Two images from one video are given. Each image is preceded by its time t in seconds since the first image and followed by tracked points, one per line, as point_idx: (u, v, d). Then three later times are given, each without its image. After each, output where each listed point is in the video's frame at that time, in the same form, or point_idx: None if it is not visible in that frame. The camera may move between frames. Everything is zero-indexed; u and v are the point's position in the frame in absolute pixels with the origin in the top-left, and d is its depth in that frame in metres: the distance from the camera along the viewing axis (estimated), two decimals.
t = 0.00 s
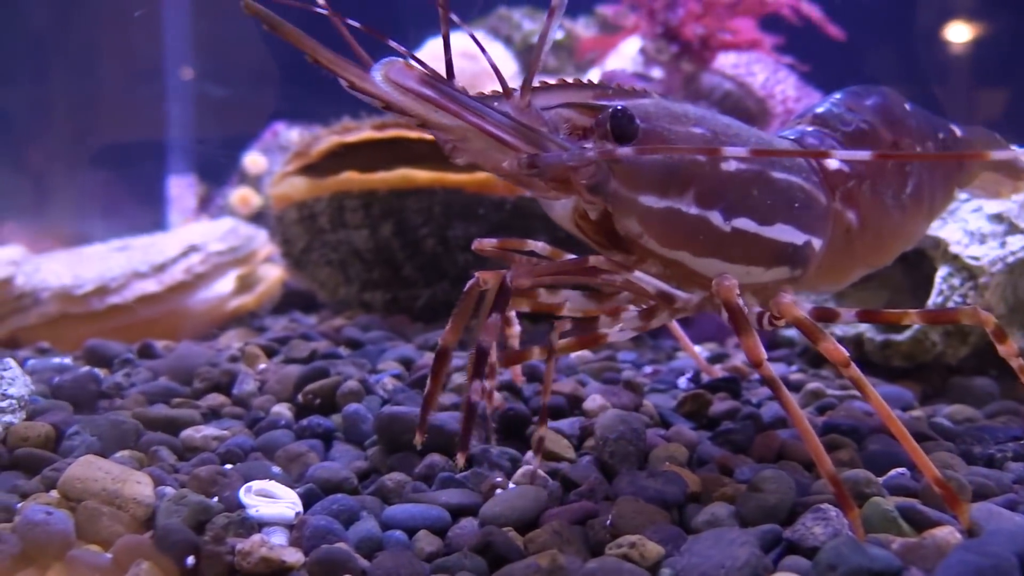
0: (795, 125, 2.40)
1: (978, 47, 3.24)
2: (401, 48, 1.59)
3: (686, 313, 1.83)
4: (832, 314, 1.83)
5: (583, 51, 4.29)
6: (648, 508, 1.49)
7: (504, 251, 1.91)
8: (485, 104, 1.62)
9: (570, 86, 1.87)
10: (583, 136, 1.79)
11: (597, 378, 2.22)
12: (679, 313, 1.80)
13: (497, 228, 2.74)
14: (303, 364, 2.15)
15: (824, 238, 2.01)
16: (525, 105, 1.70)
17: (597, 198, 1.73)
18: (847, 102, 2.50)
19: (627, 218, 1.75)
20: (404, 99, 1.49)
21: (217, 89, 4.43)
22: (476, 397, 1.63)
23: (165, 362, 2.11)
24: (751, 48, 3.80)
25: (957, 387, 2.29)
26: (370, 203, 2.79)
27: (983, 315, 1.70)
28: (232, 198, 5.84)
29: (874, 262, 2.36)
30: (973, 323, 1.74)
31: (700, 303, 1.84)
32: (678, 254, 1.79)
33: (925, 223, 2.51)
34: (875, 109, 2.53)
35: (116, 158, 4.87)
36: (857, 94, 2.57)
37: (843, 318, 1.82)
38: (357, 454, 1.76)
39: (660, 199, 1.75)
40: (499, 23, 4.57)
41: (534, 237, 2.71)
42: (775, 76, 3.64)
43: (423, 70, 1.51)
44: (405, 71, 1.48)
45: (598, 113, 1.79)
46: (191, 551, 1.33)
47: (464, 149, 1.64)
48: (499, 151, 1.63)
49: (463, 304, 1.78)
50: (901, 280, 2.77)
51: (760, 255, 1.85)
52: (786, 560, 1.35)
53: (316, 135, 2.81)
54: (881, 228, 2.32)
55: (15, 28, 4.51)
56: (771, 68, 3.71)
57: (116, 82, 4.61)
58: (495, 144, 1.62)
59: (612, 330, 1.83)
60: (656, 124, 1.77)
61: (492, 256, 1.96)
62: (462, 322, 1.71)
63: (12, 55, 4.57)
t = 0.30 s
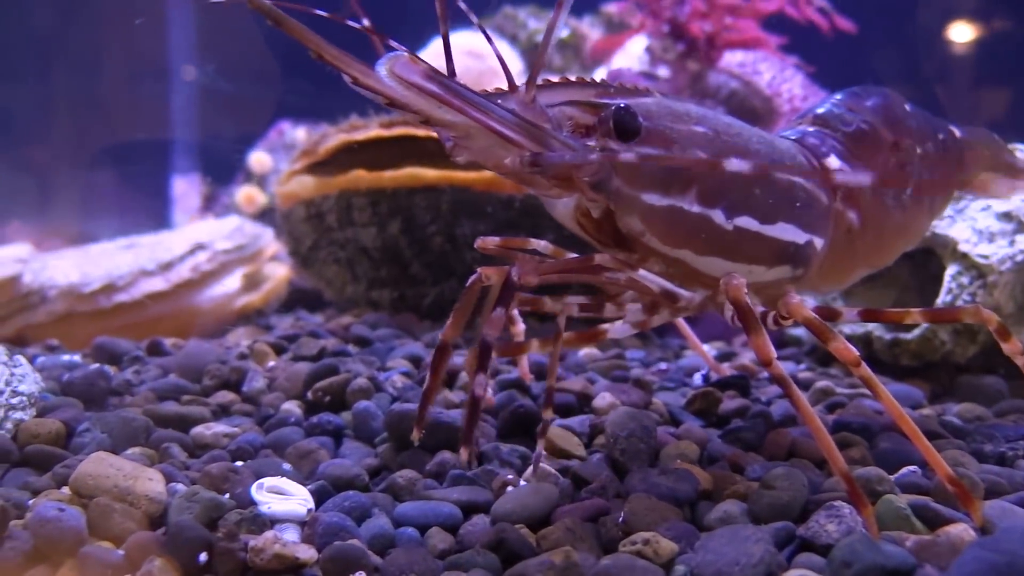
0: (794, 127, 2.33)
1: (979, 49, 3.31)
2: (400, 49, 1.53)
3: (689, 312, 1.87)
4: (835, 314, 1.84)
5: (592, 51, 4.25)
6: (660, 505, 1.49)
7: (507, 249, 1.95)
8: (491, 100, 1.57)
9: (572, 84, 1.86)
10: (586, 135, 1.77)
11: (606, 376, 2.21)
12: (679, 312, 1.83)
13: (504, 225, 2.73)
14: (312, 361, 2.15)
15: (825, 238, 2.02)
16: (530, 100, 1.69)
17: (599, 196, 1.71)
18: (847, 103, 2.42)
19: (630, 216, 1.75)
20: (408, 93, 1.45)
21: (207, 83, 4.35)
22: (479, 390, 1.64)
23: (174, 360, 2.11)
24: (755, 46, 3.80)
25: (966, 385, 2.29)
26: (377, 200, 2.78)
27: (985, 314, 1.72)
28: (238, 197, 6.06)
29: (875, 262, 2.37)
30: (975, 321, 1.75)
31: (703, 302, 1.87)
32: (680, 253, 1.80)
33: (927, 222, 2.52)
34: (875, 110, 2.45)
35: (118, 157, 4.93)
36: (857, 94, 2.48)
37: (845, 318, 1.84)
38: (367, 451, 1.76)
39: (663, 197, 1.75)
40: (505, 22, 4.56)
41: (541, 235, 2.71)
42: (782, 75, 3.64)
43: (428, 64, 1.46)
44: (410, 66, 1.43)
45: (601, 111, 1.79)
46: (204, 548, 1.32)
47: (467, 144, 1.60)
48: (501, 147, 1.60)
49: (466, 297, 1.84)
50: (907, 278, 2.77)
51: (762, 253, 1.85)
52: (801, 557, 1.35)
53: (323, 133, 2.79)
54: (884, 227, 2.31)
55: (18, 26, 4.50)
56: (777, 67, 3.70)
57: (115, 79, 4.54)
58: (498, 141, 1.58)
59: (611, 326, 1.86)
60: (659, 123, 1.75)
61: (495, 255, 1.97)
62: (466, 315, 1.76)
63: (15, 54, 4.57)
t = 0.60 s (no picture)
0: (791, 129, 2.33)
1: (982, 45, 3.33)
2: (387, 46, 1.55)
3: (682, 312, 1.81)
4: (831, 314, 1.85)
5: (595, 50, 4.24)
6: (668, 503, 1.48)
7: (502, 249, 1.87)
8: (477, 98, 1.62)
9: (562, 84, 1.87)
10: (576, 133, 1.79)
11: (611, 374, 2.21)
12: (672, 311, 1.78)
13: (509, 224, 2.74)
14: (318, 360, 2.14)
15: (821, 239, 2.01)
16: (517, 99, 1.71)
17: (588, 194, 1.71)
18: (847, 104, 2.42)
19: (620, 214, 1.74)
20: (395, 90, 1.48)
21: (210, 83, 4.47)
22: (460, 370, 1.68)
23: (181, 360, 2.11)
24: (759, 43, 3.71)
25: (972, 383, 2.28)
26: (381, 200, 2.78)
27: (982, 315, 1.71)
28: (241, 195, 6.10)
29: (873, 265, 2.38)
30: (971, 323, 1.74)
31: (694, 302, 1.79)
32: (672, 253, 1.78)
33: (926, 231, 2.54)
34: (876, 111, 2.46)
35: (121, 158, 4.94)
36: (858, 96, 2.50)
37: (841, 319, 1.83)
38: (374, 450, 1.76)
39: (653, 196, 1.74)
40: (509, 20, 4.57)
41: (545, 235, 2.71)
42: (785, 72, 3.61)
43: (414, 62, 1.49)
44: (396, 62, 1.47)
45: (592, 110, 1.80)
46: (212, 548, 1.32)
47: (457, 142, 1.64)
48: (490, 145, 1.64)
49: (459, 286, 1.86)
50: (911, 276, 2.76)
51: (756, 254, 1.84)
52: (809, 555, 1.35)
53: (327, 133, 2.78)
54: (881, 229, 2.32)
55: (16, 25, 4.43)
56: (782, 63, 3.64)
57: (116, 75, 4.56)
58: (486, 138, 1.62)
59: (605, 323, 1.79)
60: (650, 122, 1.75)
61: (489, 255, 1.89)
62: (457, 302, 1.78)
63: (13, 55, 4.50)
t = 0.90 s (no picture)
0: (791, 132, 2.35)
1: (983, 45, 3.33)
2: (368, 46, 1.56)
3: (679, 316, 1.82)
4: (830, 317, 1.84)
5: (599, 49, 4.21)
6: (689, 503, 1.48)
7: (497, 250, 1.77)
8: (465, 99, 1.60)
9: (556, 86, 1.84)
10: (568, 135, 1.79)
11: (625, 374, 2.21)
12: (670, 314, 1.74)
13: (521, 224, 2.71)
14: (332, 360, 2.14)
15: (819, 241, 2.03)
16: (506, 100, 1.70)
17: (580, 196, 1.71)
18: (849, 107, 2.43)
19: (612, 216, 1.74)
20: (383, 90, 1.45)
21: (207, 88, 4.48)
22: (451, 368, 1.64)
23: (195, 360, 2.10)
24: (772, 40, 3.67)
25: (985, 382, 2.28)
26: (393, 200, 2.77)
27: (981, 316, 1.71)
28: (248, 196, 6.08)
29: (874, 269, 2.39)
30: (971, 325, 1.73)
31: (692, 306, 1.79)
32: (668, 255, 1.79)
33: (932, 233, 2.56)
34: (879, 114, 2.48)
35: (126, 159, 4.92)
36: (861, 99, 2.52)
37: (841, 321, 1.84)
38: (391, 451, 1.75)
39: (646, 198, 1.74)
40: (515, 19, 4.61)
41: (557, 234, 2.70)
42: (792, 72, 3.61)
43: (401, 62, 1.46)
44: (384, 63, 1.43)
45: (583, 112, 1.79)
46: (234, 548, 1.32)
47: (448, 144, 1.64)
48: (479, 145, 1.63)
49: (449, 283, 1.82)
50: (921, 275, 2.76)
51: (751, 256, 1.86)
52: (834, 555, 1.34)
53: (339, 132, 2.80)
54: (882, 232, 2.32)
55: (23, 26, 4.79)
56: (788, 63, 3.64)
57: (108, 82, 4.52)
58: (477, 139, 1.61)
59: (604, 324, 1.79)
60: (644, 124, 1.76)
61: (484, 256, 1.77)
62: (447, 300, 1.74)
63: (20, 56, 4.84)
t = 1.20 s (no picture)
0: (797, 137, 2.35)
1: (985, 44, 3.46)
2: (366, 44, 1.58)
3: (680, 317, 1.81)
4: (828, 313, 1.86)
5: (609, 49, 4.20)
6: (713, 506, 1.48)
7: (497, 248, 1.83)
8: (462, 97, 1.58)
9: (556, 85, 1.84)
10: (565, 134, 1.77)
11: (642, 376, 2.20)
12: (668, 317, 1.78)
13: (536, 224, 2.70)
14: (349, 361, 2.14)
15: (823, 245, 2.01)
16: (502, 95, 1.67)
17: (576, 194, 1.69)
18: (857, 111, 2.40)
19: (609, 216, 1.71)
20: (378, 85, 1.45)
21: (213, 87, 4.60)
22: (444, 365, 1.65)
23: (211, 361, 2.09)
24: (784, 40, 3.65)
25: (1002, 384, 2.27)
26: (408, 200, 2.77)
27: (972, 290, 1.71)
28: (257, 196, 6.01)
29: (882, 275, 2.33)
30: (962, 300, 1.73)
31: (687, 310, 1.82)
32: (665, 256, 1.76)
33: (942, 241, 2.51)
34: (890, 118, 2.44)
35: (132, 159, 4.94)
36: (871, 102, 2.48)
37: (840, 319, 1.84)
38: (410, 452, 1.75)
39: (644, 197, 1.72)
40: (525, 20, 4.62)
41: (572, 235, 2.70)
42: (805, 72, 3.66)
43: (395, 56, 1.45)
44: (378, 58, 1.42)
45: (581, 111, 1.78)
46: (260, 550, 1.31)
47: (446, 141, 1.63)
48: (475, 142, 1.62)
49: (446, 278, 1.83)
50: (934, 278, 2.75)
51: (750, 258, 1.83)
52: (861, 558, 1.34)
53: (351, 134, 2.78)
54: (890, 237, 2.27)
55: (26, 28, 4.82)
56: (801, 64, 3.69)
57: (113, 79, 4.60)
58: (473, 136, 1.60)
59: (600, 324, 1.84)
60: (644, 124, 1.75)
61: (482, 254, 1.82)
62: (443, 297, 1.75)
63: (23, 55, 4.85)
